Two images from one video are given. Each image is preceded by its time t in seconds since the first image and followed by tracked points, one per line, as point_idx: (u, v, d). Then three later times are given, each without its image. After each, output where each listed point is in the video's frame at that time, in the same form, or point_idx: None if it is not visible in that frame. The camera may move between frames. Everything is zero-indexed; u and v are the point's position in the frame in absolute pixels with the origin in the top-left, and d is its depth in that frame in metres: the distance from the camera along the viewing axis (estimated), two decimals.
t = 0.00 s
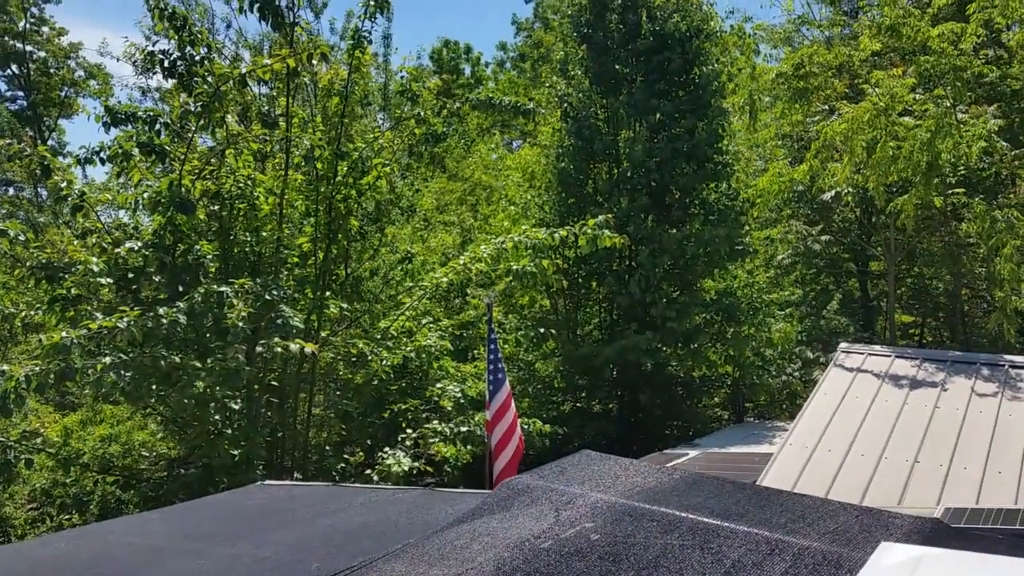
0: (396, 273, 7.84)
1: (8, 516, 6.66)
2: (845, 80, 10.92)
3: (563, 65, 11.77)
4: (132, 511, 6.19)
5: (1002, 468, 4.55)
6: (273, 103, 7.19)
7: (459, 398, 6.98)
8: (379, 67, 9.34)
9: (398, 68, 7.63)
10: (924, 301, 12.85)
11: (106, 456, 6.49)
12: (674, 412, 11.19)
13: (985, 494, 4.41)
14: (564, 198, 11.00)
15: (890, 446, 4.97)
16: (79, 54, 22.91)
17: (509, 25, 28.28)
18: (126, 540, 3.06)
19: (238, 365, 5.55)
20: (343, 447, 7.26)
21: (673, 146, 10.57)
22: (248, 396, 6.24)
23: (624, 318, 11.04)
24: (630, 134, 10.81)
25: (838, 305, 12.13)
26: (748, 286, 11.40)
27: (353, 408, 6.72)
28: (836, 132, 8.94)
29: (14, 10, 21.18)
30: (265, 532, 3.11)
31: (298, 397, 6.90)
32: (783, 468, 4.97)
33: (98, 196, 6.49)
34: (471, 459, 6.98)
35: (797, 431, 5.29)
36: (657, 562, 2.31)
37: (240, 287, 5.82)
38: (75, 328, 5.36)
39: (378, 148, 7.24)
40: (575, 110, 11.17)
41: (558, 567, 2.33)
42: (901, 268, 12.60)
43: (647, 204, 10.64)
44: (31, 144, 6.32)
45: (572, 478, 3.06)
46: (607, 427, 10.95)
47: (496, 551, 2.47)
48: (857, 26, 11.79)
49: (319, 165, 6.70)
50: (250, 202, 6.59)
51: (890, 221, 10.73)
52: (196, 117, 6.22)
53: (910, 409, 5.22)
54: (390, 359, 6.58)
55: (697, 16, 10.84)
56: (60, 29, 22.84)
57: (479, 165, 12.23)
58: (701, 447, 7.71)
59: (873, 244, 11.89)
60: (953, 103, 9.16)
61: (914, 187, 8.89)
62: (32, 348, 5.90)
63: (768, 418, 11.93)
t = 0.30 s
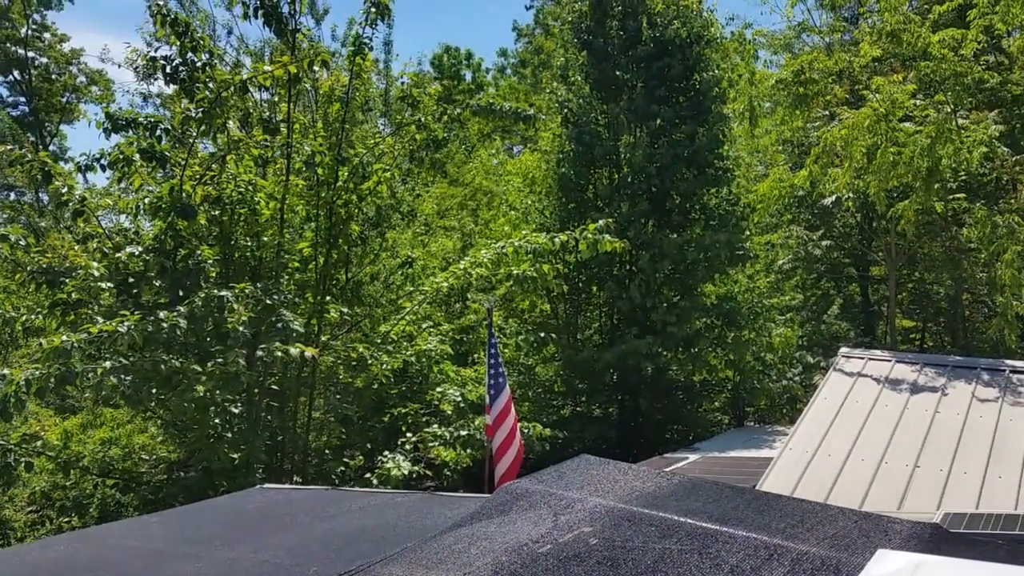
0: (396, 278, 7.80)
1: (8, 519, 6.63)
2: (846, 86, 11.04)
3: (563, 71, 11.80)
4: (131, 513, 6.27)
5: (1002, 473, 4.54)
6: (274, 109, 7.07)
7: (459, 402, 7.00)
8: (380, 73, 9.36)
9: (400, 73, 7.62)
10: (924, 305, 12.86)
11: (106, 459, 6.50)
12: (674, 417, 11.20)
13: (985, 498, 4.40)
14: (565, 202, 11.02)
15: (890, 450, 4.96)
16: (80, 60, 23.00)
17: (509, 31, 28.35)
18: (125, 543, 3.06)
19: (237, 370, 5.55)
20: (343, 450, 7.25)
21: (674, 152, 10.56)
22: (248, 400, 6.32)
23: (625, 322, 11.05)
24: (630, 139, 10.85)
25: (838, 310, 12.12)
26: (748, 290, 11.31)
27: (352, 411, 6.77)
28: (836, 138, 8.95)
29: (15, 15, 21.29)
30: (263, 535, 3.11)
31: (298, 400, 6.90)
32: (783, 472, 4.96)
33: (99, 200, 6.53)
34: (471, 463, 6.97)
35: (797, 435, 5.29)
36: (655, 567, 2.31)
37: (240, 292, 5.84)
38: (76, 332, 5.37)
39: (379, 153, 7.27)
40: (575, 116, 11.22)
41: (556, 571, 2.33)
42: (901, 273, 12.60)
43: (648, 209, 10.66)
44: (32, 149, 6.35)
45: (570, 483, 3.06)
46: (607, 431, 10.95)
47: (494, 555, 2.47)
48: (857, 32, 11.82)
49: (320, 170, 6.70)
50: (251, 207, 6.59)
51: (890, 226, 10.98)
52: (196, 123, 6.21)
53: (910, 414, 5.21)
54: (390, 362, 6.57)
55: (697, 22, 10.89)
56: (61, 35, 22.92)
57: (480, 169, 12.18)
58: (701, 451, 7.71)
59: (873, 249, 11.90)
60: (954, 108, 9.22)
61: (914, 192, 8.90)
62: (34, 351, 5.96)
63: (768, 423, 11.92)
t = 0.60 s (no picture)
0: (395, 277, 7.83)
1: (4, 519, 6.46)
2: (846, 87, 11.05)
3: (563, 70, 11.79)
4: (130, 511, 6.26)
5: (999, 473, 4.54)
6: (273, 107, 7.06)
7: (458, 401, 7.00)
8: (380, 72, 9.36)
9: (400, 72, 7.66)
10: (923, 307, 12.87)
11: (104, 458, 6.49)
12: (673, 417, 11.22)
13: (983, 498, 4.40)
14: (565, 202, 11.01)
15: (888, 450, 4.95)
16: (79, 57, 22.99)
17: (509, 31, 28.37)
18: (124, 542, 3.06)
19: (236, 369, 5.54)
20: (341, 450, 7.26)
21: (674, 151, 10.57)
22: (246, 399, 6.28)
23: (624, 322, 11.04)
24: (630, 139, 10.85)
25: (838, 310, 12.13)
26: (748, 291, 11.31)
27: (351, 411, 6.82)
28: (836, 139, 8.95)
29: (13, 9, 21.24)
30: (262, 534, 3.10)
31: (297, 399, 6.90)
32: (780, 472, 4.96)
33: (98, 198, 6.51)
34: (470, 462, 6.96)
35: (795, 435, 5.28)
36: (654, 565, 2.31)
37: (239, 291, 5.84)
38: (74, 330, 5.36)
39: (379, 152, 7.27)
40: (575, 115, 11.22)
41: (554, 570, 2.33)
42: (901, 274, 12.61)
43: (647, 209, 10.67)
44: (30, 147, 6.34)
45: (569, 482, 3.06)
46: (606, 431, 10.93)
47: (492, 554, 2.46)
48: (858, 33, 11.82)
49: (320, 168, 6.70)
50: (250, 205, 6.59)
51: (889, 227, 11.01)
52: (195, 121, 6.18)
53: (908, 414, 5.20)
54: (389, 361, 6.60)
55: (699, 22, 10.81)
56: (60, 32, 22.89)
57: (480, 168, 12.16)
58: (700, 450, 7.71)
59: (873, 250, 11.91)
60: (953, 109, 9.23)
61: (913, 193, 8.91)
62: (32, 349, 5.98)
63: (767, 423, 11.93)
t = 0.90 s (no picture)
0: (394, 275, 7.84)
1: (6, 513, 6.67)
2: (844, 87, 10.78)
3: (562, 71, 11.74)
4: (129, 509, 6.25)
5: (999, 475, 4.55)
6: (272, 106, 7.10)
7: (457, 400, 6.96)
8: (379, 71, 9.34)
9: (398, 72, 7.67)
10: (922, 308, 12.88)
11: (104, 454, 6.49)
12: (672, 416, 11.25)
13: (982, 499, 4.41)
14: (563, 202, 11.00)
15: (887, 451, 4.97)
16: (76, 54, 22.96)
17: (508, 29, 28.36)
18: (123, 538, 3.06)
19: (235, 367, 5.53)
20: (340, 448, 7.23)
21: (673, 152, 10.58)
22: (245, 397, 6.38)
23: (622, 322, 11.05)
24: (629, 139, 10.85)
25: (837, 311, 12.13)
26: (746, 291, 11.30)
27: (351, 409, 6.83)
28: (835, 139, 8.95)
29: (11, 7, 21.18)
30: (261, 531, 3.10)
31: (296, 397, 6.90)
32: (780, 473, 4.97)
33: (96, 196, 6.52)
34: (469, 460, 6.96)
35: (795, 435, 5.30)
36: (654, 564, 2.31)
37: (238, 289, 5.83)
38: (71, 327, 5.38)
39: (377, 151, 7.27)
40: (574, 115, 11.22)
41: (554, 568, 2.33)
42: (899, 275, 12.63)
43: (646, 209, 10.68)
44: (28, 143, 6.31)
45: (569, 480, 3.06)
46: (605, 430, 10.91)
47: (492, 552, 2.47)
48: (857, 34, 11.83)
49: (319, 167, 6.74)
50: (250, 203, 6.57)
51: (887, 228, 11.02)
52: (194, 120, 6.18)
53: (907, 415, 5.22)
54: (388, 360, 6.61)
55: (697, 23, 10.90)
56: (58, 29, 22.86)
57: (478, 168, 12.16)
58: (699, 450, 7.71)
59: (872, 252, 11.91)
60: (951, 112, 9.30)
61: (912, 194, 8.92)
62: (31, 346, 5.99)
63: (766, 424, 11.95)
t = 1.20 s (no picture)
0: (393, 275, 7.81)
1: (7, 513, 6.66)
2: (846, 87, 10.94)
3: (561, 70, 11.68)
4: (129, 507, 6.27)
5: (999, 476, 4.55)
6: (273, 105, 7.09)
7: (455, 400, 6.97)
8: (378, 70, 9.34)
9: (398, 72, 7.68)
10: (922, 308, 12.87)
11: (104, 453, 6.48)
12: (669, 417, 11.27)
13: (982, 501, 4.41)
14: (563, 202, 10.98)
15: (887, 453, 4.97)
16: (78, 54, 22.98)
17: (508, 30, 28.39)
18: (122, 536, 3.06)
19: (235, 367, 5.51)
20: (339, 448, 7.22)
21: (673, 152, 10.58)
22: (245, 396, 6.43)
23: (621, 323, 11.05)
24: (629, 139, 10.84)
25: (837, 312, 12.11)
26: (746, 292, 11.37)
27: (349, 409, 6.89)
28: (836, 139, 8.94)
29: (14, 8, 21.24)
30: (260, 530, 3.10)
31: (295, 397, 6.90)
32: (780, 473, 4.97)
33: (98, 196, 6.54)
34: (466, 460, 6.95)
35: (794, 436, 5.29)
36: (652, 565, 2.31)
37: (238, 288, 5.84)
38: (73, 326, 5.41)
39: (377, 151, 7.26)
40: (574, 115, 11.21)
41: (552, 568, 2.33)
42: (900, 276, 12.62)
43: (645, 209, 10.67)
44: (30, 142, 6.30)
45: (567, 480, 3.06)
46: (603, 431, 10.91)
47: (490, 551, 2.47)
48: (859, 33, 11.82)
49: (319, 166, 6.76)
50: (250, 202, 6.51)
51: (888, 229, 11.02)
52: (195, 119, 6.19)
53: (907, 416, 5.21)
54: (387, 360, 6.63)
55: (698, 22, 10.89)
56: (59, 30, 22.89)
57: (478, 168, 12.17)
58: (696, 451, 7.72)
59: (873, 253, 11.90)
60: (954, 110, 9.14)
61: (913, 195, 8.90)
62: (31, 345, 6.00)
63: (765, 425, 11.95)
